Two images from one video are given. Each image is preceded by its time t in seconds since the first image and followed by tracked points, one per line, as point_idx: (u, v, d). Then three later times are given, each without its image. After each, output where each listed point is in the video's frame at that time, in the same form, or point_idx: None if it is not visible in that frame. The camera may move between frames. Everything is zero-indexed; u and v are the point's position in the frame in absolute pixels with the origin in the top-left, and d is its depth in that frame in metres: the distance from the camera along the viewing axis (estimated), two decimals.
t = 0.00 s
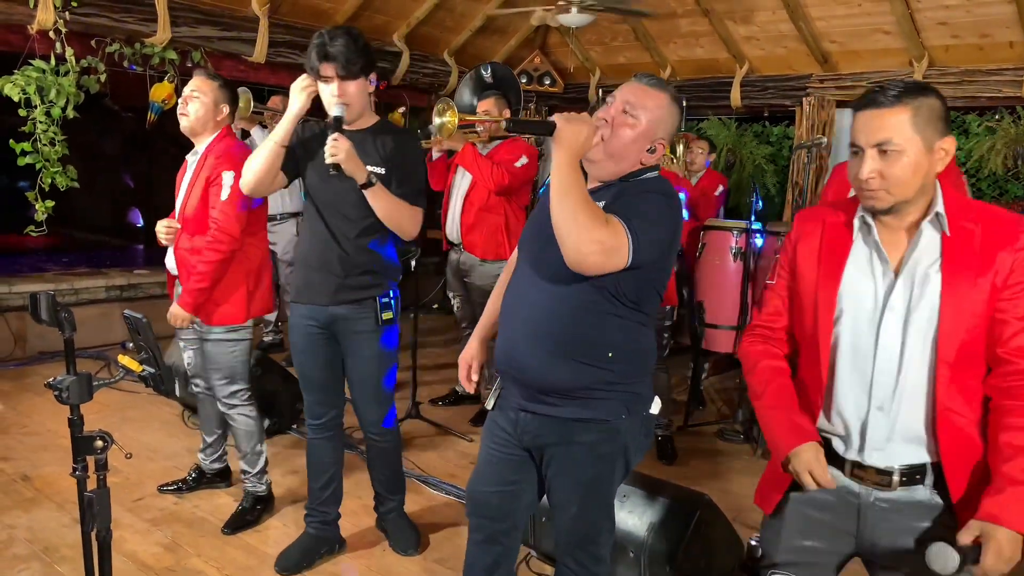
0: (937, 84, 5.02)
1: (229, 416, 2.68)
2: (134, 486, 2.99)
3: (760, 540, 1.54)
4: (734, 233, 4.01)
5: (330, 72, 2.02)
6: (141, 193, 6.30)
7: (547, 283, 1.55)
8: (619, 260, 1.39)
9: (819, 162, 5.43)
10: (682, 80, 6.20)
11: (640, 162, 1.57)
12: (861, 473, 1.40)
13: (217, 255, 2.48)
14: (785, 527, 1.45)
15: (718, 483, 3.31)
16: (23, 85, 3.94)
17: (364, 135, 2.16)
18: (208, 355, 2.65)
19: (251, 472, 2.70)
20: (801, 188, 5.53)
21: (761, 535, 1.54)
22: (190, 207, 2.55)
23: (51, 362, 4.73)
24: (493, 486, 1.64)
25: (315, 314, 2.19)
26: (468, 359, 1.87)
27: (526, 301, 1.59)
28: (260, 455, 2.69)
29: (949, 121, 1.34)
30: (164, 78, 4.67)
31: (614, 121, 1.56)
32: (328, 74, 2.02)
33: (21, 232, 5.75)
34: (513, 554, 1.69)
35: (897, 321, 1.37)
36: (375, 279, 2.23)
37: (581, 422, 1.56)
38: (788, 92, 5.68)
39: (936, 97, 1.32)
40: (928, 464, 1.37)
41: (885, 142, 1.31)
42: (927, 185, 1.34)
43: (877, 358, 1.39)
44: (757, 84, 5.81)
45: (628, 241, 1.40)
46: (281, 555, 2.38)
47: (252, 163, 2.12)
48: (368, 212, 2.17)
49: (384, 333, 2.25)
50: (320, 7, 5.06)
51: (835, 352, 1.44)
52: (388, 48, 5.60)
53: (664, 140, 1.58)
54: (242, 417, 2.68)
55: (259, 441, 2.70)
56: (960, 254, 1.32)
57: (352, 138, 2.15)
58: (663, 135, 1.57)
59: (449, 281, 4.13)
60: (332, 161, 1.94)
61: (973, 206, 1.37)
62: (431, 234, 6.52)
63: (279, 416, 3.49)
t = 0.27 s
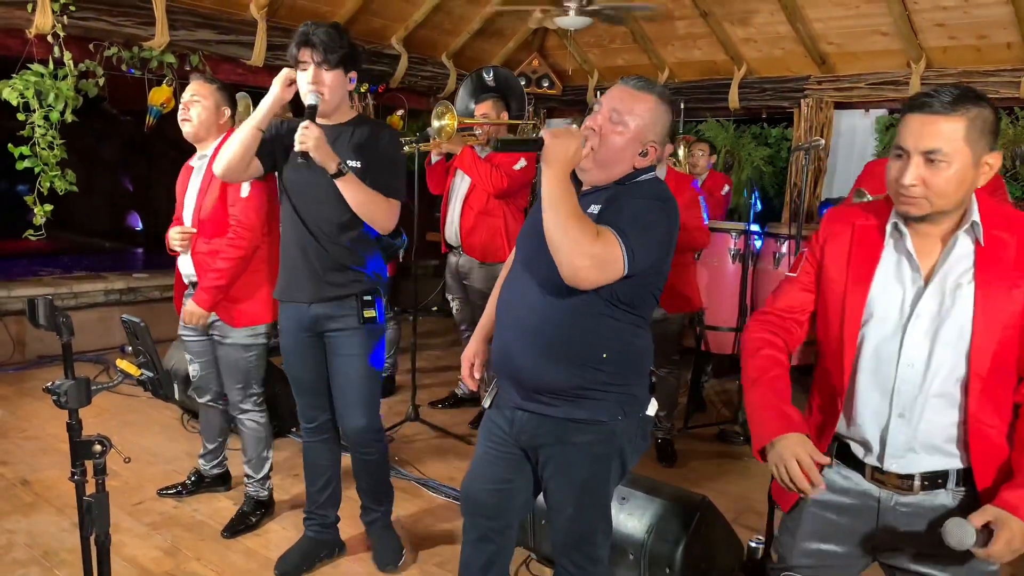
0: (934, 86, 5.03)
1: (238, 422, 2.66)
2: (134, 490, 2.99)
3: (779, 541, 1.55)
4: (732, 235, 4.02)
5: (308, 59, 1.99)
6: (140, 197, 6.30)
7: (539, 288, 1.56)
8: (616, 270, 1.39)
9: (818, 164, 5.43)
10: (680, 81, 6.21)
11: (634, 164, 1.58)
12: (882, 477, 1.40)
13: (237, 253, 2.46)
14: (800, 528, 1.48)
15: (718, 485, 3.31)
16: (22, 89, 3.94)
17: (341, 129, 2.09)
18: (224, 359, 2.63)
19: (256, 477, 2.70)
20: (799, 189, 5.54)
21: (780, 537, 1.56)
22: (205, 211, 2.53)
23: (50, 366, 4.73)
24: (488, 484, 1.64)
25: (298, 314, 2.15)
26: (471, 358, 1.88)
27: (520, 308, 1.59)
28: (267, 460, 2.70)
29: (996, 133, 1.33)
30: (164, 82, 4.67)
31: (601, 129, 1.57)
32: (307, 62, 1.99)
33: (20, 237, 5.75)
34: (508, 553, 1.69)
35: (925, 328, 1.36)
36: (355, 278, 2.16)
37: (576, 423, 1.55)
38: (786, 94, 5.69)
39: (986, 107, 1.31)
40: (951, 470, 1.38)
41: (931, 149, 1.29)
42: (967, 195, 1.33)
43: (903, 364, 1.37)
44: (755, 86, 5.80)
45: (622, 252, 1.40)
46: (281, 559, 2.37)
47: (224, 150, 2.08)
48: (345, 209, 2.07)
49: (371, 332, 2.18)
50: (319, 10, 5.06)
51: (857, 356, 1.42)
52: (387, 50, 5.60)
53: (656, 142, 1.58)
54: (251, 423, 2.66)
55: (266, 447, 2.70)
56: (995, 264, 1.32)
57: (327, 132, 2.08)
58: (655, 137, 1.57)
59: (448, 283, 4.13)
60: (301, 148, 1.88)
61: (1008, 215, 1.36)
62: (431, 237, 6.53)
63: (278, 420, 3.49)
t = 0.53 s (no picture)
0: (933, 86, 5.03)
1: (243, 422, 2.64)
2: (133, 490, 2.99)
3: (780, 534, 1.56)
4: (732, 235, 4.02)
5: (287, 71, 1.96)
6: (139, 197, 6.30)
7: (536, 293, 1.56)
8: (623, 296, 1.40)
9: (817, 164, 5.43)
10: (679, 82, 6.21)
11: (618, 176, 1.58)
12: (887, 473, 1.40)
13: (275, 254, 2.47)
14: (802, 519, 1.49)
15: (718, 485, 3.31)
16: (21, 89, 3.94)
17: (328, 131, 2.06)
18: (231, 359, 2.64)
19: (257, 477, 2.70)
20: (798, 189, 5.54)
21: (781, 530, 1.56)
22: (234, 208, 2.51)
23: (49, 366, 4.72)
24: (488, 482, 1.64)
25: (289, 315, 2.12)
26: (473, 360, 1.87)
27: (517, 314, 1.59)
28: (269, 462, 2.70)
29: (1018, 137, 1.32)
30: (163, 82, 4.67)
31: (572, 159, 1.56)
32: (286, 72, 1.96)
33: (19, 237, 5.75)
34: (509, 552, 1.68)
35: (937, 330, 1.35)
36: (344, 276, 2.11)
37: (573, 422, 1.56)
38: (785, 94, 5.69)
39: (1009, 110, 1.30)
40: (957, 469, 1.37)
41: (952, 152, 1.27)
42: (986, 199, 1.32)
43: (911, 364, 1.37)
44: (754, 87, 5.80)
45: (622, 275, 1.41)
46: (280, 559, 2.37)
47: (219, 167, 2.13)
48: (333, 210, 2.06)
49: (359, 331, 2.12)
50: (318, 10, 5.06)
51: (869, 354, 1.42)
52: (386, 51, 5.60)
53: (633, 149, 1.57)
54: (257, 424, 2.65)
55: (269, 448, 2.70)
56: (1011, 269, 1.31)
57: (314, 134, 2.06)
58: (631, 146, 1.56)
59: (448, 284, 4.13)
60: (287, 156, 1.87)
61: None
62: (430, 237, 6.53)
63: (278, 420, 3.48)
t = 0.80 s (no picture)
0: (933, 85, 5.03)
1: (242, 420, 2.65)
2: (134, 490, 2.99)
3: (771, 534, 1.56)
4: (731, 235, 4.02)
5: (278, 86, 1.95)
6: (139, 197, 6.30)
7: (537, 294, 1.56)
8: (626, 300, 1.41)
9: (817, 164, 5.43)
10: (679, 82, 6.21)
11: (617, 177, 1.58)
12: (874, 470, 1.39)
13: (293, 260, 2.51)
14: (792, 518, 1.49)
15: (718, 485, 3.31)
16: (21, 90, 3.94)
17: (325, 140, 2.05)
18: (229, 357, 2.64)
19: (256, 477, 2.70)
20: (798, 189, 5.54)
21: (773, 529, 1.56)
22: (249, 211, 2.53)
23: (49, 367, 4.73)
24: (487, 483, 1.64)
25: (281, 317, 2.12)
26: (468, 358, 1.87)
27: (518, 316, 1.59)
28: (268, 461, 2.71)
29: (1011, 135, 1.31)
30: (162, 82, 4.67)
31: (570, 161, 1.56)
32: (278, 87, 1.95)
33: (19, 237, 5.75)
34: (510, 552, 1.69)
35: (928, 326, 1.35)
36: (337, 281, 2.11)
37: (571, 422, 1.56)
38: (785, 94, 5.69)
39: (1003, 108, 1.29)
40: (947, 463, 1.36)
41: (946, 148, 1.27)
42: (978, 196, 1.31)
43: (902, 358, 1.37)
44: (754, 86, 5.80)
45: (625, 280, 1.41)
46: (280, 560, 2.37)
47: (223, 176, 2.15)
48: (327, 218, 2.05)
49: (351, 334, 2.12)
50: (318, 10, 5.06)
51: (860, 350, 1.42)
52: (386, 51, 5.60)
53: (629, 150, 1.57)
54: (256, 422, 2.66)
55: (268, 447, 2.70)
56: (1001, 265, 1.31)
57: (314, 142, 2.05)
58: (627, 146, 1.56)
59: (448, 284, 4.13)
60: (281, 177, 1.88)
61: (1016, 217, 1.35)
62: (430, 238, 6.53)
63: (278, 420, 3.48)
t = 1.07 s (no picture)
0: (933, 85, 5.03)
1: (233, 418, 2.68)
2: (133, 492, 2.99)
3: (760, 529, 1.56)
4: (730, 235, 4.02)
5: (286, 77, 1.96)
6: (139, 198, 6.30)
7: (540, 291, 1.56)
8: (632, 293, 1.40)
9: (817, 164, 5.43)
10: (679, 82, 6.21)
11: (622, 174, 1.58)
12: (848, 465, 1.39)
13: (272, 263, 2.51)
14: (776, 514, 1.49)
15: (718, 485, 3.31)
16: (20, 91, 3.94)
17: (330, 135, 2.05)
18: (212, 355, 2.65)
19: (251, 476, 2.70)
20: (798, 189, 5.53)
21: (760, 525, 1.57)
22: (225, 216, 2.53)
23: (48, 368, 4.73)
24: (481, 486, 1.64)
25: (279, 320, 2.13)
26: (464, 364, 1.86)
27: (518, 317, 1.59)
28: (262, 458, 2.71)
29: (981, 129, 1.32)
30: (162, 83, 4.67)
31: (578, 151, 1.54)
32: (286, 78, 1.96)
33: (19, 238, 5.75)
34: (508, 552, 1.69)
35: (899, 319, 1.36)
36: (334, 283, 2.09)
37: (572, 425, 1.55)
38: (785, 94, 5.69)
39: (971, 103, 1.30)
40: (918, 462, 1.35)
41: (917, 139, 1.28)
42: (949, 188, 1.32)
43: (872, 350, 1.38)
44: (754, 86, 5.80)
45: (631, 272, 1.40)
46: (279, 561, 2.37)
47: (222, 164, 2.15)
48: (325, 218, 2.04)
49: (352, 338, 2.12)
50: (317, 11, 5.06)
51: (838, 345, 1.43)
52: (385, 51, 5.60)
53: (639, 146, 1.57)
54: (246, 419, 2.68)
55: (261, 443, 2.71)
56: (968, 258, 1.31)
57: (318, 138, 2.05)
58: (636, 142, 1.56)
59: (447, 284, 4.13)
60: (279, 171, 1.88)
61: (986, 213, 1.35)
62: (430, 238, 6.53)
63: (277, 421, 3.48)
